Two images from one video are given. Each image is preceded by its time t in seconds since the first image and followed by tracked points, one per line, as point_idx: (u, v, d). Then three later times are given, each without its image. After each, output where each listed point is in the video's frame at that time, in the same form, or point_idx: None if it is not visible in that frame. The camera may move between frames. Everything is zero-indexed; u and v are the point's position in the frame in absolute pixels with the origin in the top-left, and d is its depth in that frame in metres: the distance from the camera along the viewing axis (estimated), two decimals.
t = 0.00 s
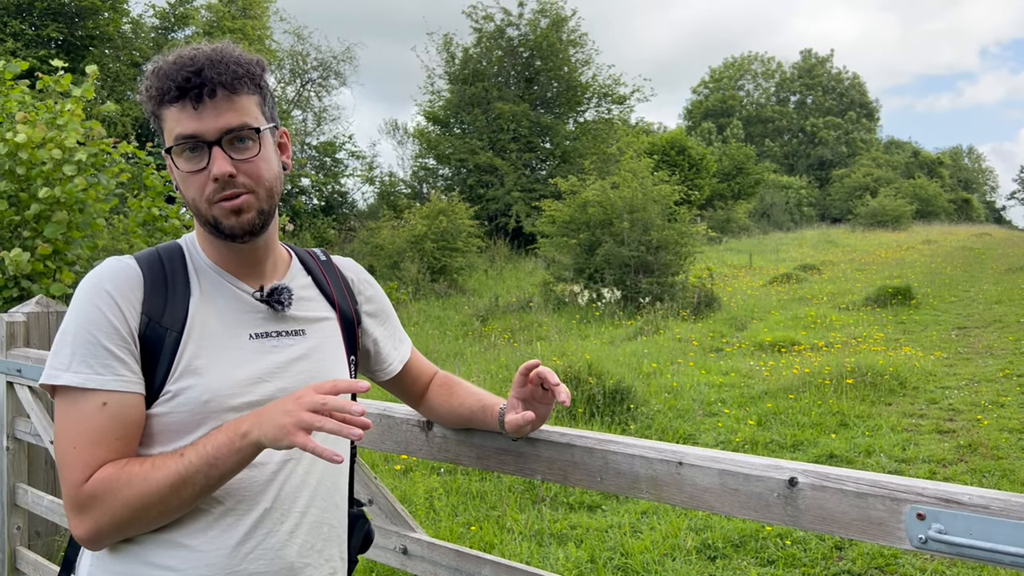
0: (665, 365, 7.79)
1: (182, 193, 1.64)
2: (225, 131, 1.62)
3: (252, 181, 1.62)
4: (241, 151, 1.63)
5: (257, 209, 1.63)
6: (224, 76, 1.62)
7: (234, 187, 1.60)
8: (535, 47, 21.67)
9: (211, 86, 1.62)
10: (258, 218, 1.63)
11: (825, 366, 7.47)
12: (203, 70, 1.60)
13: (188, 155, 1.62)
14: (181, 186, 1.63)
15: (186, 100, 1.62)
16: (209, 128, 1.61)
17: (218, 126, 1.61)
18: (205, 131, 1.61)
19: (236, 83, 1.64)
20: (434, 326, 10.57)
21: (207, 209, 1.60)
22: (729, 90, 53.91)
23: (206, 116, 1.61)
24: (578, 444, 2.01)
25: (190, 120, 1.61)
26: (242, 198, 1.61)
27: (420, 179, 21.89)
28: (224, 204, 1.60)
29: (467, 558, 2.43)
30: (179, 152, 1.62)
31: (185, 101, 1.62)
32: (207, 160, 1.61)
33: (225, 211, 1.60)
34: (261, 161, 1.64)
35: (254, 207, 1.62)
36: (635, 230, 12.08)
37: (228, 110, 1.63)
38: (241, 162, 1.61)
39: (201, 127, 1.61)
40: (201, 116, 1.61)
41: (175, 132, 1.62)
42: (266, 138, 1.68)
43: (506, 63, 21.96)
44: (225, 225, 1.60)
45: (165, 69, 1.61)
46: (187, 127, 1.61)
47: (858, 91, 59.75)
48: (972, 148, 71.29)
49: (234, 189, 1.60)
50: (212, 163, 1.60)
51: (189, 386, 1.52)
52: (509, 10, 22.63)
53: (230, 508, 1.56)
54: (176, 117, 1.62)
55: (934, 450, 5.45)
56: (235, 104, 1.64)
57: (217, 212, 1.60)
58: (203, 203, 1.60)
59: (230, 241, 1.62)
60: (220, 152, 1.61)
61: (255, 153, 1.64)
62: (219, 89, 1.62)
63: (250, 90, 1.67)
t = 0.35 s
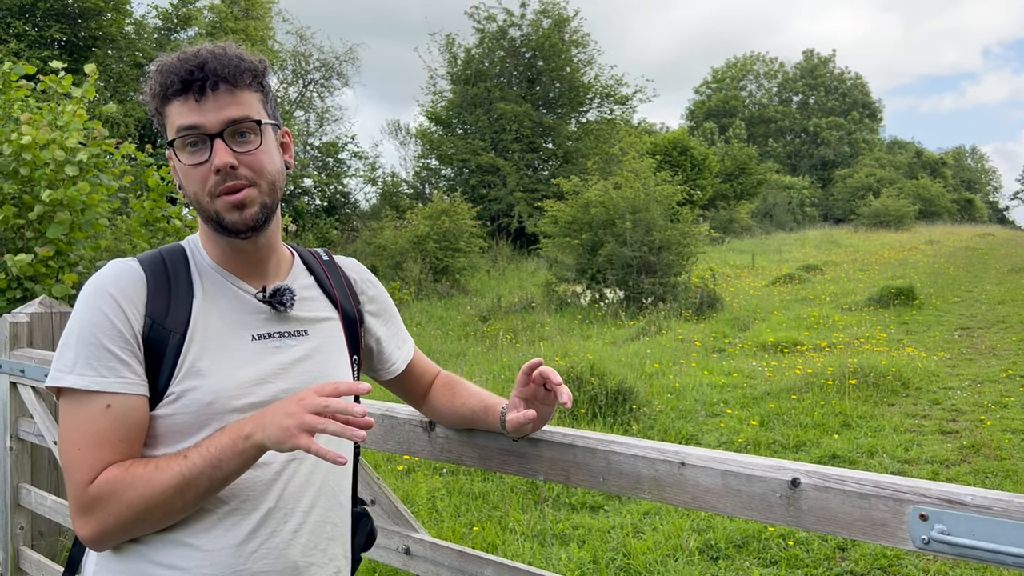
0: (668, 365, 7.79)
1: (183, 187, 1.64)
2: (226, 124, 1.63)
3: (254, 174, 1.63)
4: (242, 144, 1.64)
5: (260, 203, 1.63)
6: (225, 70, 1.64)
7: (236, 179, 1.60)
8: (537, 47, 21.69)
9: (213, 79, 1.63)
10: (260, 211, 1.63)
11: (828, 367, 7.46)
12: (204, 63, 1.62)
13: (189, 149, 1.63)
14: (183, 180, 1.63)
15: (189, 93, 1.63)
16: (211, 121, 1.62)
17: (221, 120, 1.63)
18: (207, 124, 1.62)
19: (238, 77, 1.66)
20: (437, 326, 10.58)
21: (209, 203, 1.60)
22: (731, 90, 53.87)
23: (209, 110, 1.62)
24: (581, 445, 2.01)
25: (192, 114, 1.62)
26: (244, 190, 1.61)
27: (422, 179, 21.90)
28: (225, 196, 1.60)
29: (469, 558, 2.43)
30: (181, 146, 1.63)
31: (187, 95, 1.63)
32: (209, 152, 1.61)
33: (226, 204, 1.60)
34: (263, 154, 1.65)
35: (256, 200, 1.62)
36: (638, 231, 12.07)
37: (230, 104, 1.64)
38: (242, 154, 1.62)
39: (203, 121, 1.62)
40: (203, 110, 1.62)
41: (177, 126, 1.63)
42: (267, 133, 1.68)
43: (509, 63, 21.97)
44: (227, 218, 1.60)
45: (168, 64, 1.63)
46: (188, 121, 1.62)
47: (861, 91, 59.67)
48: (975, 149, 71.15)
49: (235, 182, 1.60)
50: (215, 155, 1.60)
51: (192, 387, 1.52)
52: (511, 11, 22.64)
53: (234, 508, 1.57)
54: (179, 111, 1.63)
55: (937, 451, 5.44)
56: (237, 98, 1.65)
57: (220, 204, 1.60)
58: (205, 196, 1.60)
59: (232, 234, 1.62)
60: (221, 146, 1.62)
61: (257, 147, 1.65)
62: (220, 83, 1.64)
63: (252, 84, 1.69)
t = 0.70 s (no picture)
0: (670, 365, 7.78)
1: (189, 185, 1.65)
2: (232, 121, 1.63)
3: (259, 172, 1.63)
4: (249, 143, 1.64)
5: (264, 201, 1.63)
6: (232, 68, 1.65)
7: (241, 177, 1.61)
8: (540, 47, 21.70)
9: (221, 78, 1.64)
10: (265, 209, 1.64)
11: (830, 367, 7.46)
12: (212, 62, 1.63)
13: (195, 146, 1.63)
14: (189, 178, 1.64)
15: (197, 91, 1.64)
16: (218, 119, 1.63)
17: (227, 118, 1.63)
18: (214, 121, 1.63)
19: (244, 77, 1.67)
20: (439, 326, 10.59)
21: (215, 200, 1.61)
22: (733, 90, 53.82)
23: (215, 108, 1.63)
24: (584, 445, 2.01)
25: (200, 112, 1.63)
26: (249, 188, 1.61)
27: (424, 179, 21.90)
28: (230, 194, 1.61)
29: (472, 558, 2.43)
30: (188, 144, 1.64)
31: (195, 93, 1.64)
32: (215, 150, 1.62)
33: (232, 202, 1.60)
34: (268, 152, 1.65)
35: (262, 198, 1.63)
36: (640, 231, 12.07)
37: (236, 102, 1.64)
38: (248, 152, 1.63)
39: (209, 119, 1.63)
40: (209, 108, 1.63)
41: (184, 124, 1.64)
42: (274, 132, 1.69)
43: (511, 63, 21.97)
44: (231, 216, 1.60)
45: (177, 63, 1.64)
46: (195, 119, 1.63)
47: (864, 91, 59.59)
48: (978, 149, 71.01)
49: (241, 179, 1.61)
50: (220, 152, 1.61)
51: (198, 388, 1.53)
52: (513, 11, 22.65)
53: (239, 507, 1.57)
54: (186, 110, 1.64)
55: (940, 451, 5.44)
56: (244, 96, 1.66)
57: (225, 202, 1.60)
58: (210, 194, 1.61)
59: (237, 233, 1.62)
60: (227, 143, 1.62)
61: (262, 145, 1.66)
62: (227, 81, 1.65)
63: (259, 84, 1.70)
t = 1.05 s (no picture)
0: (672, 365, 7.78)
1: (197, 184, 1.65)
2: (240, 120, 1.64)
3: (265, 171, 1.63)
4: (255, 141, 1.65)
5: (270, 200, 1.63)
6: (242, 68, 1.67)
7: (248, 175, 1.61)
8: (541, 47, 21.70)
9: (230, 77, 1.66)
10: (270, 208, 1.63)
11: (832, 367, 7.46)
12: (222, 61, 1.65)
13: (202, 145, 1.64)
14: (197, 177, 1.65)
15: (205, 89, 1.66)
16: (225, 117, 1.64)
17: (234, 116, 1.64)
18: (221, 119, 1.64)
19: (253, 76, 1.68)
20: (440, 326, 10.60)
21: (221, 199, 1.61)
22: (735, 90, 53.78)
23: (223, 106, 1.64)
24: (586, 445, 2.01)
25: (208, 110, 1.64)
26: (255, 187, 1.61)
27: (426, 179, 21.90)
28: (236, 192, 1.61)
29: (474, 557, 2.43)
30: (195, 142, 1.65)
31: (203, 91, 1.66)
32: (222, 147, 1.63)
33: (237, 200, 1.60)
34: (274, 151, 1.66)
35: (267, 197, 1.63)
36: (642, 230, 12.06)
37: (245, 101, 1.65)
38: (254, 151, 1.63)
39: (217, 117, 1.64)
40: (217, 106, 1.64)
41: (193, 122, 1.65)
42: (281, 131, 1.69)
43: (513, 63, 21.97)
44: (236, 216, 1.61)
45: (186, 62, 1.66)
46: (203, 118, 1.64)
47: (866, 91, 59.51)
48: (980, 149, 70.94)
49: (247, 177, 1.61)
50: (227, 150, 1.62)
51: (205, 384, 1.53)
52: (515, 11, 22.64)
53: (247, 504, 1.58)
54: (195, 108, 1.66)
55: (941, 451, 5.43)
56: (251, 95, 1.66)
57: (231, 200, 1.61)
58: (216, 192, 1.62)
59: (242, 231, 1.62)
60: (234, 141, 1.63)
61: (269, 144, 1.66)
62: (234, 79, 1.66)
63: (268, 84, 1.71)
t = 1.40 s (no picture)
0: (673, 365, 7.78)
1: (218, 171, 1.66)
2: (273, 114, 1.68)
3: (292, 166, 1.66)
4: (285, 137, 1.68)
5: (293, 194, 1.65)
6: (279, 67, 1.71)
7: (275, 166, 1.64)
8: (543, 47, 21.70)
9: (267, 72, 1.70)
10: (292, 202, 1.65)
11: (834, 367, 7.46)
12: (261, 56, 1.69)
13: (231, 132, 1.66)
14: (219, 163, 1.65)
15: (241, 81, 1.69)
16: (260, 109, 1.67)
17: (268, 110, 1.67)
18: (254, 110, 1.66)
19: (289, 76, 1.73)
20: (442, 326, 10.60)
21: (244, 187, 1.63)
22: (736, 89, 53.75)
23: (258, 98, 1.67)
24: (588, 444, 2.01)
25: (240, 100, 1.67)
26: (281, 178, 1.64)
27: (428, 178, 21.90)
28: (261, 183, 1.63)
29: (477, 557, 2.43)
30: (224, 128, 1.66)
31: (239, 83, 1.69)
32: (252, 137, 1.65)
33: (261, 190, 1.62)
34: (302, 150, 1.70)
35: (291, 191, 1.65)
36: (643, 230, 12.06)
37: (279, 98, 1.69)
38: (285, 145, 1.67)
39: (251, 108, 1.66)
40: (252, 97, 1.67)
41: (223, 108, 1.67)
42: (308, 134, 1.74)
43: (514, 63, 21.97)
44: (259, 205, 1.62)
45: (225, 52, 1.69)
46: (236, 107, 1.66)
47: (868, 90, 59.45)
48: (982, 149, 70.87)
49: (275, 169, 1.64)
50: (258, 140, 1.64)
51: (215, 384, 1.54)
52: (516, 10, 22.62)
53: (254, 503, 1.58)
54: (227, 97, 1.68)
55: (943, 451, 5.43)
56: (285, 94, 1.71)
57: (255, 189, 1.62)
58: (241, 180, 1.63)
59: (260, 221, 1.64)
60: (265, 132, 1.66)
61: (298, 142, 1.70)
62: (272, 76, 1.70)
63: (300, 87, 1.76)
